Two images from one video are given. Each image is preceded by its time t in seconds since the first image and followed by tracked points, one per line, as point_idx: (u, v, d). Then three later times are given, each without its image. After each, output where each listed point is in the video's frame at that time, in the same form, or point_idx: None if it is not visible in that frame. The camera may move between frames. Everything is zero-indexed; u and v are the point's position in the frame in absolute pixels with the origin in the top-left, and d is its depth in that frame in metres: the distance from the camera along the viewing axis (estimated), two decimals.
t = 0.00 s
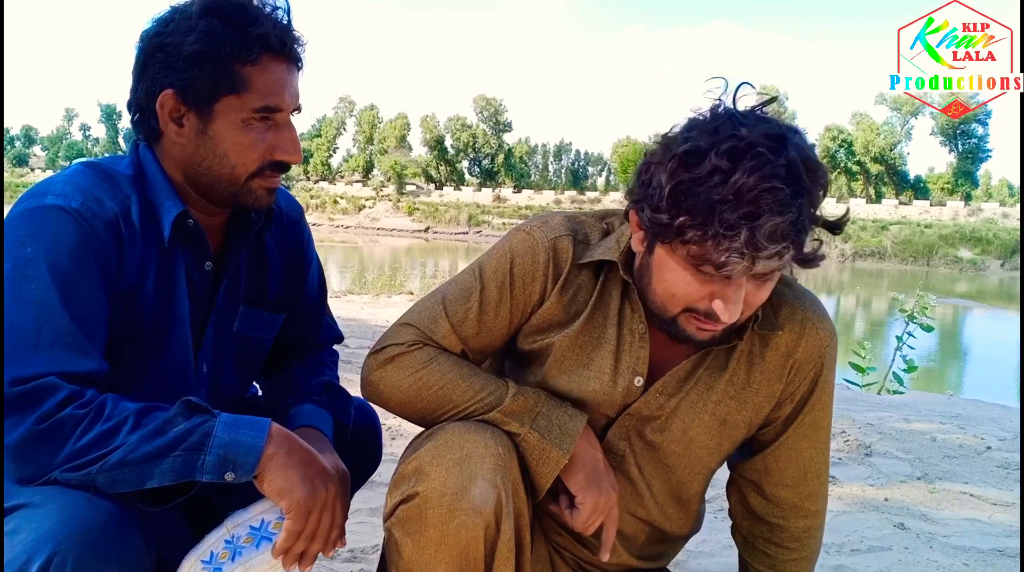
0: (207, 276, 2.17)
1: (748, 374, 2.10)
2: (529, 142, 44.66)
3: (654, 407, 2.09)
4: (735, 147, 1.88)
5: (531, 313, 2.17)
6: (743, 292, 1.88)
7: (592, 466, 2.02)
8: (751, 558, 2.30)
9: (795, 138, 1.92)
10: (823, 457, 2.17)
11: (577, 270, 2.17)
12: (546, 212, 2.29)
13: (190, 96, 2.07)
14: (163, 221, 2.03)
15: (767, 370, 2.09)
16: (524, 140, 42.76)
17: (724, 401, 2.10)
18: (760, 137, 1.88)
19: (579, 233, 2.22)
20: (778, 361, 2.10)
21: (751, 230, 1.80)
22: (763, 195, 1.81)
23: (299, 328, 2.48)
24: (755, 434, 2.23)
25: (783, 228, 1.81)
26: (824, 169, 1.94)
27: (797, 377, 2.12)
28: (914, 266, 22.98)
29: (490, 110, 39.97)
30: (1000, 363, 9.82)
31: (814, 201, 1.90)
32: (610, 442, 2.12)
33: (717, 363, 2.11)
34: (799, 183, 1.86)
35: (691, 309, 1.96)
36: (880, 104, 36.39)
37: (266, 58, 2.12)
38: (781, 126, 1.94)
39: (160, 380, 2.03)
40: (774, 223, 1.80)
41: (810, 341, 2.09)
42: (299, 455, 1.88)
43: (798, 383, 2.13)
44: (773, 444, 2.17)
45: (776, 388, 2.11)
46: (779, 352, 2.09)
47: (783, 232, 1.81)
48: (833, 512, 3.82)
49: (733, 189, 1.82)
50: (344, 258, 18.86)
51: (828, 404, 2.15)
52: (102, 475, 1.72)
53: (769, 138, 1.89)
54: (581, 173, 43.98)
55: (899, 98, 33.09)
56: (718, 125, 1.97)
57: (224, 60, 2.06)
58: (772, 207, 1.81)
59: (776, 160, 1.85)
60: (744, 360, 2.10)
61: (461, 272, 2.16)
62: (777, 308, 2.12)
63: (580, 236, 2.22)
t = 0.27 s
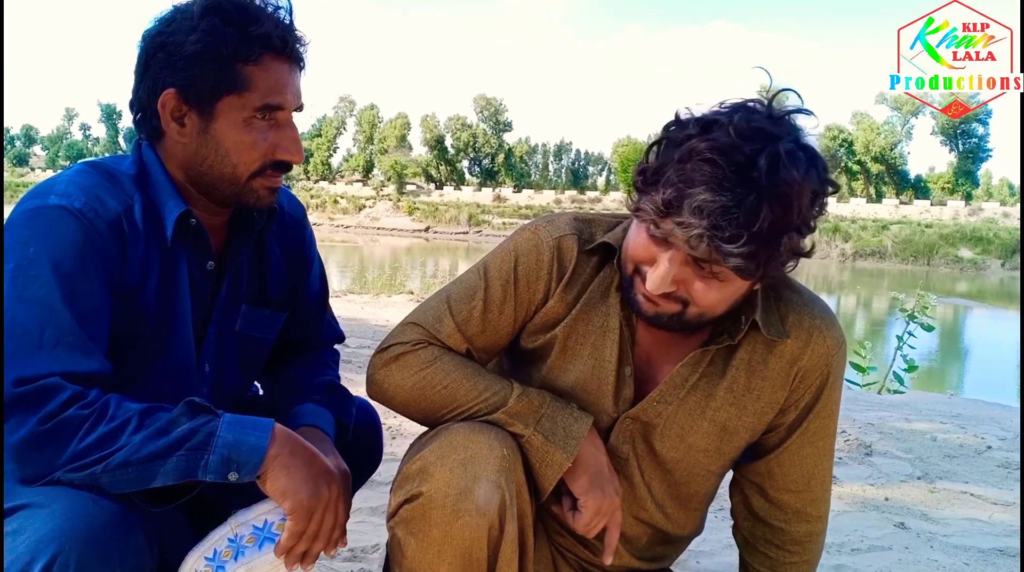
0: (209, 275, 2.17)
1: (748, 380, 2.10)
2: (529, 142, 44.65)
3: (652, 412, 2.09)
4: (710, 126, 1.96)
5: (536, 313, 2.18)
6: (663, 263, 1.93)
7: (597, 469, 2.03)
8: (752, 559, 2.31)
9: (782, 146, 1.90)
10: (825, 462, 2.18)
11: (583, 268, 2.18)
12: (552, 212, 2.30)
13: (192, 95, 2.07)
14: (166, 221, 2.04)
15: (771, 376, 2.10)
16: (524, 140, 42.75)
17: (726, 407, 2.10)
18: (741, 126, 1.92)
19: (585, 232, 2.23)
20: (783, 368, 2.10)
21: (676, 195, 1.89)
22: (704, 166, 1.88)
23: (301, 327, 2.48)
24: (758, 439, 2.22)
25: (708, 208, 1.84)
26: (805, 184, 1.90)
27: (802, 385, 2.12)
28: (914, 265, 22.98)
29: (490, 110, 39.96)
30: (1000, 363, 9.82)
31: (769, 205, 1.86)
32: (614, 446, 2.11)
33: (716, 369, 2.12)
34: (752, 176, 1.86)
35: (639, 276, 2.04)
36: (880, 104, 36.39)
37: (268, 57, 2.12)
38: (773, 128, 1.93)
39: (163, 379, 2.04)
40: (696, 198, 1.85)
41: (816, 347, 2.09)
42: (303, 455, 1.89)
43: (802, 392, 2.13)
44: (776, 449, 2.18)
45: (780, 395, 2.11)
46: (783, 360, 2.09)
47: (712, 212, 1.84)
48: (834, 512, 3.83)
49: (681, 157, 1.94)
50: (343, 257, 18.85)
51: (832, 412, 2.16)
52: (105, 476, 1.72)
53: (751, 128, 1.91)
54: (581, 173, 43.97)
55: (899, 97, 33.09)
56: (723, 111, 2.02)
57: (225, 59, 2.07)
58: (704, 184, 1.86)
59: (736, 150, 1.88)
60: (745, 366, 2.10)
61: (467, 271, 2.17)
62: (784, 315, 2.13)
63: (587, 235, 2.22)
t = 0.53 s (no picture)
0: (213, 273, 2.17)
1: (746, 385, 2.10)
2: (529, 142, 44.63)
3: (650, 414, 2.09)
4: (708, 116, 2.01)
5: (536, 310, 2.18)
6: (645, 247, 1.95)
7: (597, 466, 2.02)
8: (752, 561, 2.31)
9: (776, 142, 1.93)
10: (826, 466, 2.17)
11: (583, 266, 2.18)
12: (554, 212, 2.30)
13: (196, 92, 2.07)
14: (168, 218, 2.04)
15: (771, 381, 2.09)
16: (524, 139, 42.73)
17: (723, 413, 2.09)
18: (739, 118, 1.97)
19: (586, 231, 2.23)
20: (782, 373, 2.10)
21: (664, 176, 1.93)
22: (694, 148, 1.93)
23: (302, 325, 2.48)
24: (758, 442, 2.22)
25: (693, 189, 1.87)
26: (795, 183, 1.92)
27: (802, 391, 2.12)
28: (915, 265, 22.97)
29: (490, 109, 39.95)
30: (1000, 363, 9.82)
31: (756, 195, 1.89)
32: (613, 444, 2.11)
33: (714, 374, 2.12)
34: (741, 164, 1.89)
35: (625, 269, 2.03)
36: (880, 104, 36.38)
37: (271, 54, 2.12)
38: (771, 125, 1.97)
39: (165, 377, 2.04)
40: (683, 179, 1.89)
41: (816, 353, 2.09)
42: (304, 456, 1.89)
43: (802, 397, 2.13)
44: (777, 454, 2.17)
45: (779, 400, 2.10)
46: (783, 364, 2.09)
47: (695, 193, 1.87)
48: (835, 510, 3.83)
49: (675, 141, 1.99)
50: (343, 257, 18.85)
51: (833, 417, 2.15)
52: (105, 475, 1.73)
53: (750, 121, 1.96)
54: (581, 172, 43.96)
55: (900, 97, 33.06)
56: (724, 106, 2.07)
57: (229, 55, 2.07)
58: (694, 166, 1.90)
59: (728, 139, 1.92)
60: (744, 371, 2.10)
61: (467, 269, 2.18)
62: (784, 321, 2.13)
63: (588, 234, 2.22)
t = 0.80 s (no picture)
0: (211, 271, 2.17)
1: (744, 383, 2.10)
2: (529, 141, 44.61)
3: (647, 410, 2.09)
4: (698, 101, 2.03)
5: (532, 311, 2.18)
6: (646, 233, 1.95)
7: (593, 464, 2.03)
8: (748, 561, 2.31)
9: (769, 119, 1.95)
10: (822, 466, 2.17)
11: (578, 266, 2.18)
12: (550, 212, 2.29)
13: (194, 90, 2.07)
14: (167, 217, 2.04)
15: (766, 380, 2.09)
16: (524, 139, 42.71)
17: (720, 410, 2.09)
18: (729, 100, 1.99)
19: (582, 231, 2.22)
20: (777, 373, 2.09)
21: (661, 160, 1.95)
22: (689, 129, 1.95)
23: (302, 324, 2.48)
24: (755, 442, 2.22)
25: (691, 169, 1.88)
26: (791, 156, 1.94)
27: (797, 391, 2.12)
28: (915, 264, 22.96)
29: (491, 108, 39.93)
30: (1000, 362, 9.82)
31: (755, 170, 1.90)
32: (608, 443, 2.11)
33: (711, 371, 2.12)
34: (737, 142, 1.91)
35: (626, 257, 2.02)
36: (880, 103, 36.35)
37: (269, 52, 2.12)
38: (762, 103, 1.99)
39: (164, 376, 2.03)
40: (680, 161, 1.90)
41: (811, 352, 2.09)
42: (304, 452, 1.89)
43: (798, 396, 2.13)
44: (773, 453, 2.17)
45: (775, 400, 2.11)
46: (778, 364, 2.09)
47: (694, 172, 1.88)
48: (835, 510, 3.83)
49: (669, 126, 2.00)
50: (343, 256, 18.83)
51: (829, 417, 2.16)
52: (106, 473, 1.72)
53: (742, 101, 1.98)
54: (581, 172, 43.94)
55: (900, 96, 33.04)
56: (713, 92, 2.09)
57: (228, 53, 2.06)
58: (690, 147, 1.92)
59: (721, 118, 1.93)
60: (740, 369, 2.10)
61: (461, 270, 2.17)
62: (779, 319, 2.13)
63: (584, 234, 2.22)
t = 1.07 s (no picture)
0: (207, 270, 2.17)
1: (745, 384, 2.10)
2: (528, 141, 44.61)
3: (646, 409, 2.09)
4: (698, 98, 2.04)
5: (531, 313, 2.17)
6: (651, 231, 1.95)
7: (593, 465, 2.02)
8: (746, 561, 2.31)
9: (769, 113, 1.96)
10: (821, 466, 2.17)
11: (578, 267, 2.18)
12: (548, 212, 2.29)
13: (189, 89, 2.06)
14: (163, 216, 2.04)
15: (767, 380, 2.09)
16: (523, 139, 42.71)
17: (720, 410, 2.09)
18: (728, 95, 2.00)
19: (580, 232, 2.22)
20: (777, 373, 2.09)
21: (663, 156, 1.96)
22: (691, 125, 1.96)
23: (299, 323, 2.47)
24: (754, 442, 2.22)
25: (694, 164, 1.89)
26: (790, 150, 1.95)
27: (797, 392, 2.12)
28: (914, 264, 22.97)
29: (490, 108, 39.95)
30: (1000, 362, 9.82)
31: (757, 164, 1.90)
32: (607, 443, 2.11)
33: (711, 371, 2.11)
34: (738, 136, 1.92)
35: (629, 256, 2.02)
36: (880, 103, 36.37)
37: (265, 51, 2.12)
38: (762, 99, 2.00)
39: (161, 376, 2.03)
40: (683, 156, 1.90)
41: (811, 352, 2.08)
42: (301, 449, 1.89)
43: (797, 397, 2.13)
44: (772, 453, 2.17)
45: (775, 401, 2.10)
46: (778, 365, 2.09)
47: (696, 165, 1.89)
48: (834, 510, 3.83)
49: (669, 122, 2.01)
50: (343, 257, 18.83)
51: (828, 417, 2.16)
52: (103, 471, 1.72)
53: (743, 98, 2.00)
54: (581, 172, 43.94)
55: (899, 96, 33.06)
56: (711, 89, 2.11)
57: (223, 52, 2.06)
58: (692, 142, 1.93)
59: (722, 112, 1.95)
60: (741, 369, 2.10)
61: (460, 272, 2.16)
62: (780, 319, 2.13)
63: (583, 235, 2.21)
